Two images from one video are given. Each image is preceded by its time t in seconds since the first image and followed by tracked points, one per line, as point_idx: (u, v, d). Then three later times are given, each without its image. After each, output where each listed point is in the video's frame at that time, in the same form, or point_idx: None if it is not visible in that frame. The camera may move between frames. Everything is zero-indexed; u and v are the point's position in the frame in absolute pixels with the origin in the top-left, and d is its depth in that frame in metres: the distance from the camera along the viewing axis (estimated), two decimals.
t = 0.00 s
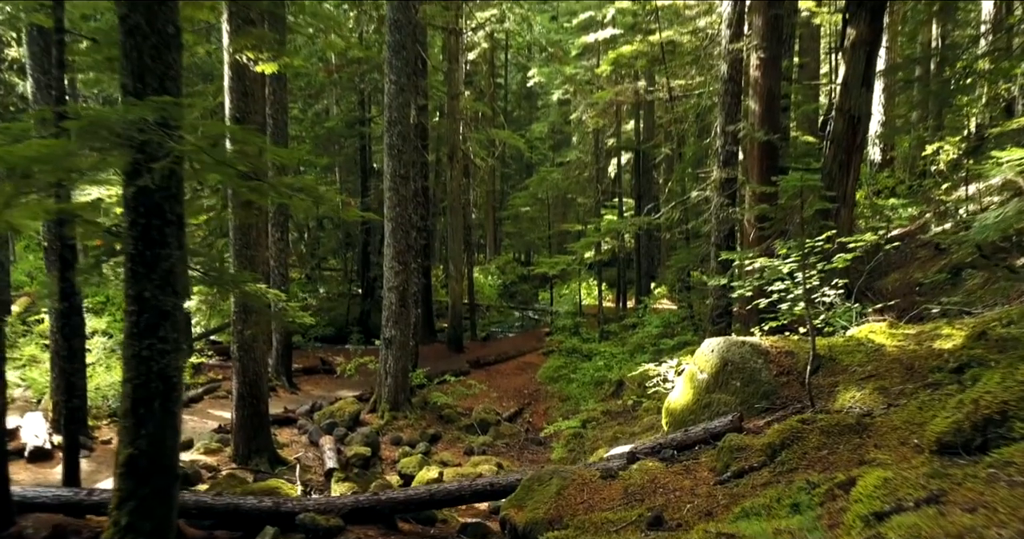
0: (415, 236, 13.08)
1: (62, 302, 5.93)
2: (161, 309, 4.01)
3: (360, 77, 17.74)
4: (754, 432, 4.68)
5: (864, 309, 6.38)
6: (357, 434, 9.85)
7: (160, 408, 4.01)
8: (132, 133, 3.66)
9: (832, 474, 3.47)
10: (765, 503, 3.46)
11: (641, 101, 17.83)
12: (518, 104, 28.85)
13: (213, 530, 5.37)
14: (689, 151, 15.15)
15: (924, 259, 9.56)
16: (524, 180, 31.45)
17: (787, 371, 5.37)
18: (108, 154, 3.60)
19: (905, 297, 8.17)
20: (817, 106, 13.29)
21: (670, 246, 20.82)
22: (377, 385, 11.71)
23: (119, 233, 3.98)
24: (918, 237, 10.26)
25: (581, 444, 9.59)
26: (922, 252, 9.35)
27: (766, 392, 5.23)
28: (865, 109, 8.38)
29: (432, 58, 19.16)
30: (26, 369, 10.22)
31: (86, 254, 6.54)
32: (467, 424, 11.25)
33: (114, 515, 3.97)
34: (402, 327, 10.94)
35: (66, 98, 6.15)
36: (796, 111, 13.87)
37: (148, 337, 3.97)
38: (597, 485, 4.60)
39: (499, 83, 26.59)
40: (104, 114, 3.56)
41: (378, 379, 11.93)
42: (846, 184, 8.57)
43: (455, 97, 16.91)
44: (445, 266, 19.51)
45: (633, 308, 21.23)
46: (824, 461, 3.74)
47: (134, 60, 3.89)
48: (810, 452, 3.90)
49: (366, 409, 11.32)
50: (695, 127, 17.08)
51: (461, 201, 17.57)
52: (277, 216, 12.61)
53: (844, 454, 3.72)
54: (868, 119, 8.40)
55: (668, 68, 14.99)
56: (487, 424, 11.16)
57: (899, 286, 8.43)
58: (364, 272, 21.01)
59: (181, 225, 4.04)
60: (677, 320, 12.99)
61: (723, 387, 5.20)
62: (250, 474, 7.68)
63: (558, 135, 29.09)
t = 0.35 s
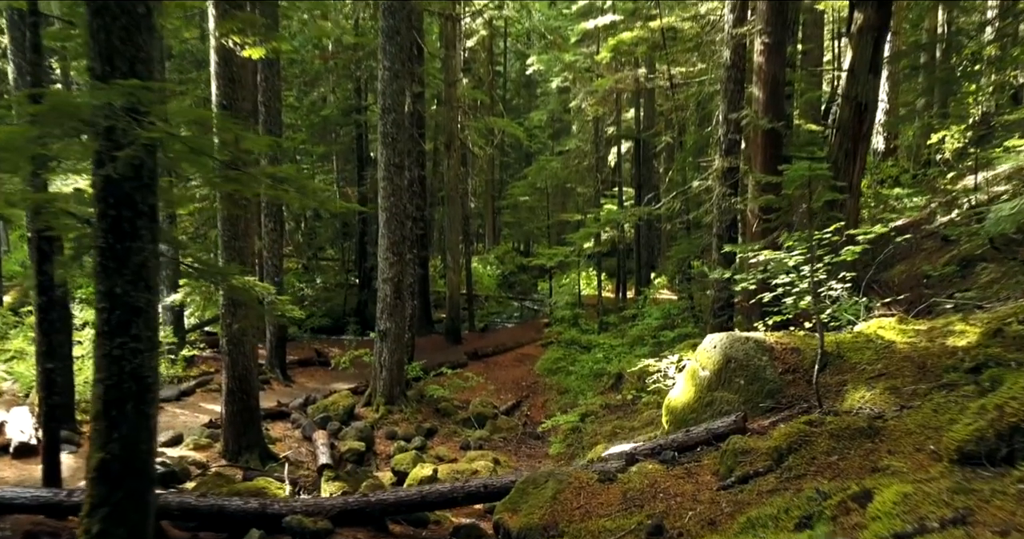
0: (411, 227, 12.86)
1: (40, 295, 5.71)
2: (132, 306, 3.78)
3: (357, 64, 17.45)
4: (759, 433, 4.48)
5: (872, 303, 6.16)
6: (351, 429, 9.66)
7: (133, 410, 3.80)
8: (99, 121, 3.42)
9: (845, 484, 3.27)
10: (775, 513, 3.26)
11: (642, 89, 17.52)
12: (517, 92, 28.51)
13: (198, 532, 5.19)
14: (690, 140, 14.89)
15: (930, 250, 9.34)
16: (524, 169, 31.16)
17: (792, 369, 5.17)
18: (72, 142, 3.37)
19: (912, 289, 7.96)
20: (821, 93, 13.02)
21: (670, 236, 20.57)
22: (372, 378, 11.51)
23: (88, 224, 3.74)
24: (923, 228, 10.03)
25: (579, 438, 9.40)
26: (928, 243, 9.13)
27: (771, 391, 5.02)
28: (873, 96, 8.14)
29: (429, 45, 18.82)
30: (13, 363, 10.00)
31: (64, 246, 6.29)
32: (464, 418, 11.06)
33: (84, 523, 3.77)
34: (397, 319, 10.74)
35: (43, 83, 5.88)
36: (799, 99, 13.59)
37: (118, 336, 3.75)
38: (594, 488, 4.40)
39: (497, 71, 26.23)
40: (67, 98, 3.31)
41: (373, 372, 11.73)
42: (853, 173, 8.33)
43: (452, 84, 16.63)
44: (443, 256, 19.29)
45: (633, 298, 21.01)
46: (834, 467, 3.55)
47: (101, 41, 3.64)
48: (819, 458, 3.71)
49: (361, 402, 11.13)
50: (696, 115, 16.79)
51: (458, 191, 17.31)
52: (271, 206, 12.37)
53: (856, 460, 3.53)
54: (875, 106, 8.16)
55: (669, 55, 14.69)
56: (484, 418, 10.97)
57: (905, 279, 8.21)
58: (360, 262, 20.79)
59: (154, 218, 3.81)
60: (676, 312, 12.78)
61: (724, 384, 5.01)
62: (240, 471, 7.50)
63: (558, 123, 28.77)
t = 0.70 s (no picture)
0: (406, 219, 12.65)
1: (15, 291, 5.48)
2: (99, 306, 3.56)
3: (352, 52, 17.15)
4: (764, 437, 4.26)
5: (881, 299, 5.93)
6: (344, 425, 9.45)
7: (100, 416, 3.58)
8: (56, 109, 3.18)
9: (859, 499, 3.05)
10: (784, 529, 3.04)
11: (642, 77, 17.20)
12: (516, 81, 28.17)
13: (180, 537, 4.98)
14: (691, 129, 14.60)
15: (937, 242, 9.10)
16: (523, 159, 30.84)
17: (799, 369, 4.94)
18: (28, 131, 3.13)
19: (919, 284, 7.73)
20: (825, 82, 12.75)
21: (671, 227, 20.30)
22: (366, 372, 11.30)
23: (50, 218, 3.50)
24: (930, 220, 9.78)
25: (577, 435, 9.19)
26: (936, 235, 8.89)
27: (776, 391, 4.80)
28: (880, 83, 7.88)
29: (425, 32, 18.47)
30: None
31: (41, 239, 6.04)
32: (460, 413, 10.85)
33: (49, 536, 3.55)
34: (391, 313, 10.52)
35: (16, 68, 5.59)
36: (803, 88, 13.30)
37: (84, 338, 3.52)
38: (591, 495, 4.18)
39: (496, 60, 25.88)
40: (20, 84, 3.07)
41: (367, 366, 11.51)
42: (860, 163, 8.08)
43: (449, 72, 16.32)
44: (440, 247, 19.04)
45: (633, 289, 20.77)
46: (846, 477, 3.33)
47: (61, 22, 3.38)
48: (829, 467, 3.49)
49: (355, 397, 10.92)
50: (697, 104, 16.49)
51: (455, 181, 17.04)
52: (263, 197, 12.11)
53: (869, 470, 3.32)
54: (883, 94, 7.91)
55: (670, 43, 14.38)
56: (480, 413, 10.76)
57: (912, 272, 7.97)
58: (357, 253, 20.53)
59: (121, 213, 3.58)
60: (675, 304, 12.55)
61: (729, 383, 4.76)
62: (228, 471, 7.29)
63: (557, 113, 28.43)
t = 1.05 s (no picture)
0: (401, 212, 12.42)
1: None
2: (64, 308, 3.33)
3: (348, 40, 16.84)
4: (770, 444, 4.05)
5: (891, 297, 5.70)
6: (337, 422, 9.24)
7: (66, 425, 3.36)
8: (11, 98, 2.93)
9: (875, 519, 2.84)
10: None
11: (642, 67, 16.90)
12: (515, 70, 27.82)
13: None
14: (692, 120, 14.31)
15: (944, 236, 8.87)
16: (522, 150, 30.55)
17: (806, 370, 4.72)
18: None
19: (928, 279, 7.50)
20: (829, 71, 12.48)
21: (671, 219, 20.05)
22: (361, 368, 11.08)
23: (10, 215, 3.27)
24: (937, 213, 9.54)
25: (575, 432, 8.99)
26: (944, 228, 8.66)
27: (782, 395, 4.59)
28: (888, 72, 7.64)
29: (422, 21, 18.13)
30: None
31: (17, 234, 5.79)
32: (457, 409, 10.64)
33: None
34: (386, 307, 10.30)
35: None
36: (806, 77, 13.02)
37: (47, 343, 3.29)
38: (588, 505, 3.97)
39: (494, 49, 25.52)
40: None
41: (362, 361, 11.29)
42: (867, 154, 7.84)
43: (446, 61, 16.02)
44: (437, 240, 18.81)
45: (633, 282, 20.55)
46: (859, 492, 3.12)
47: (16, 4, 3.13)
48: (841, 480, 3.28)
49: (350, 393, 10.71)
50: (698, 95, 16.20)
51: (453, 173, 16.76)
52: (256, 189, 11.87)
53: (885, 485, 3.10)
54: (891, 83, 7.67)
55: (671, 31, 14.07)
56: (477, 409, 10.55)
57: (920, 266, 7.75)
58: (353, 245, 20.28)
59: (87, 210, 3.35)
60: (676, 298, 12.33)
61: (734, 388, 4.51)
62: (215, 472, 7.08)
63: (556, 103, 28.10)
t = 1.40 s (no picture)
0: (396, 205, 12.16)
1: None
2: (21, 313, 3.10)
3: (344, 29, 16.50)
4: (778, 455, 3.82)
5: (901, 297, 5.48)
6: (330, 421, 9.03)
7: (24, 436, 3.13)
8: None
9: None
10: None
11: (643, 57, 16.57)
12: (514, 61, 27.48)
13: None
14: (694, 111, 14.03)
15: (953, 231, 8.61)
16: (521, 141, 30.25)
17: (815, 374, 4.49)
18: None
19: (937, 275, 7.27)
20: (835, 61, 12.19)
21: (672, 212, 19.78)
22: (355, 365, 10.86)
23: None
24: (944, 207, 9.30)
25: (574, 432, 8.76)
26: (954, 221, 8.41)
27: (790, 400, 4.35)
28: (898, 62, 7.38)
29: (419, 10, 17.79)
30: None
31: None
32: (453, 407, 10.42)
33: None
34: (380, 303, 10.07)
35: None
36: (812, 68, 12.73)
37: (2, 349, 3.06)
38: (586, 519, 3.73)
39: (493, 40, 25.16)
40: None
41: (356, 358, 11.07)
42: (874, 147, 7.59)
43: (443, 51, 15.69)
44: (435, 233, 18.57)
45: (632, 275, 20.32)
46: (876, 512, 2.90)
47: None
48: (855, 498, 3.06)
49: (344, 390, 10.50)
50: (701, 85, 15.90)
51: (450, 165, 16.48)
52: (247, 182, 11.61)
53: (906, 505, 2.87)
54: (900, 73, 7.42)
55: (673, 20, 13.75)
56: (473, 407, 10.34)
57: (929, 262, 7.52)
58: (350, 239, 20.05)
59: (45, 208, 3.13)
60: (676, 292, 12.08)
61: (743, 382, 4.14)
62: (202, 475, 6.88)
63: (556, 94, 27.77)
